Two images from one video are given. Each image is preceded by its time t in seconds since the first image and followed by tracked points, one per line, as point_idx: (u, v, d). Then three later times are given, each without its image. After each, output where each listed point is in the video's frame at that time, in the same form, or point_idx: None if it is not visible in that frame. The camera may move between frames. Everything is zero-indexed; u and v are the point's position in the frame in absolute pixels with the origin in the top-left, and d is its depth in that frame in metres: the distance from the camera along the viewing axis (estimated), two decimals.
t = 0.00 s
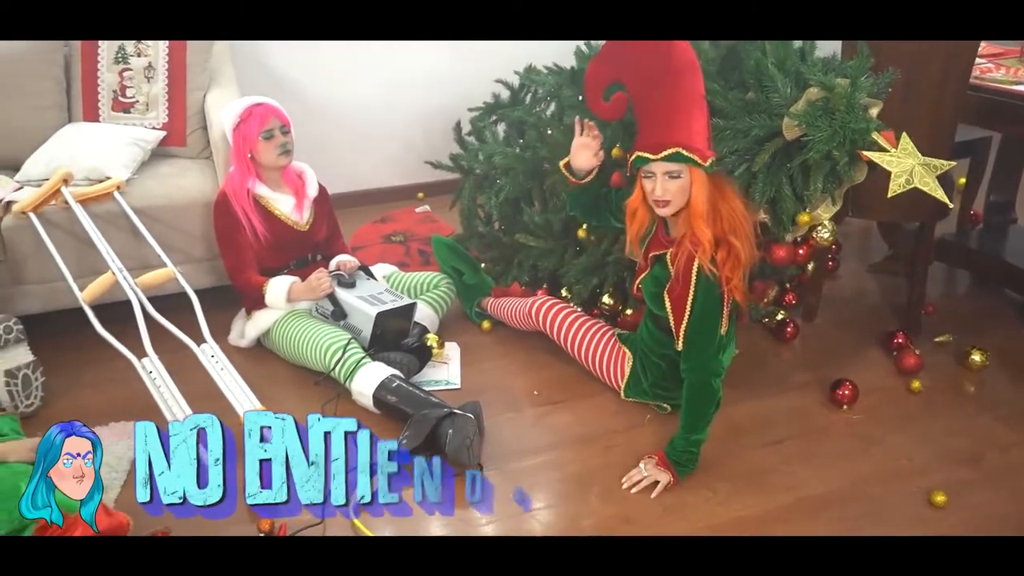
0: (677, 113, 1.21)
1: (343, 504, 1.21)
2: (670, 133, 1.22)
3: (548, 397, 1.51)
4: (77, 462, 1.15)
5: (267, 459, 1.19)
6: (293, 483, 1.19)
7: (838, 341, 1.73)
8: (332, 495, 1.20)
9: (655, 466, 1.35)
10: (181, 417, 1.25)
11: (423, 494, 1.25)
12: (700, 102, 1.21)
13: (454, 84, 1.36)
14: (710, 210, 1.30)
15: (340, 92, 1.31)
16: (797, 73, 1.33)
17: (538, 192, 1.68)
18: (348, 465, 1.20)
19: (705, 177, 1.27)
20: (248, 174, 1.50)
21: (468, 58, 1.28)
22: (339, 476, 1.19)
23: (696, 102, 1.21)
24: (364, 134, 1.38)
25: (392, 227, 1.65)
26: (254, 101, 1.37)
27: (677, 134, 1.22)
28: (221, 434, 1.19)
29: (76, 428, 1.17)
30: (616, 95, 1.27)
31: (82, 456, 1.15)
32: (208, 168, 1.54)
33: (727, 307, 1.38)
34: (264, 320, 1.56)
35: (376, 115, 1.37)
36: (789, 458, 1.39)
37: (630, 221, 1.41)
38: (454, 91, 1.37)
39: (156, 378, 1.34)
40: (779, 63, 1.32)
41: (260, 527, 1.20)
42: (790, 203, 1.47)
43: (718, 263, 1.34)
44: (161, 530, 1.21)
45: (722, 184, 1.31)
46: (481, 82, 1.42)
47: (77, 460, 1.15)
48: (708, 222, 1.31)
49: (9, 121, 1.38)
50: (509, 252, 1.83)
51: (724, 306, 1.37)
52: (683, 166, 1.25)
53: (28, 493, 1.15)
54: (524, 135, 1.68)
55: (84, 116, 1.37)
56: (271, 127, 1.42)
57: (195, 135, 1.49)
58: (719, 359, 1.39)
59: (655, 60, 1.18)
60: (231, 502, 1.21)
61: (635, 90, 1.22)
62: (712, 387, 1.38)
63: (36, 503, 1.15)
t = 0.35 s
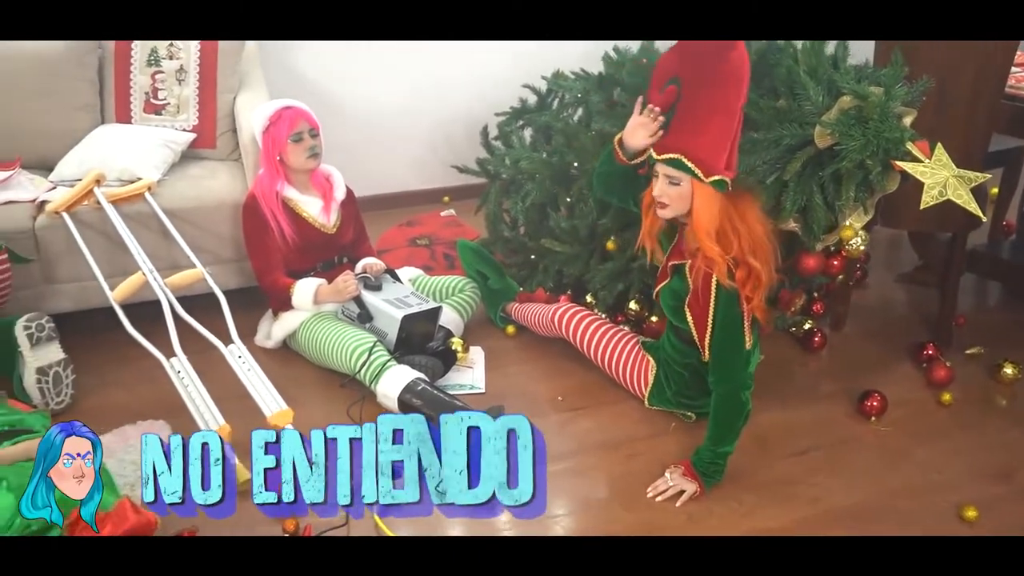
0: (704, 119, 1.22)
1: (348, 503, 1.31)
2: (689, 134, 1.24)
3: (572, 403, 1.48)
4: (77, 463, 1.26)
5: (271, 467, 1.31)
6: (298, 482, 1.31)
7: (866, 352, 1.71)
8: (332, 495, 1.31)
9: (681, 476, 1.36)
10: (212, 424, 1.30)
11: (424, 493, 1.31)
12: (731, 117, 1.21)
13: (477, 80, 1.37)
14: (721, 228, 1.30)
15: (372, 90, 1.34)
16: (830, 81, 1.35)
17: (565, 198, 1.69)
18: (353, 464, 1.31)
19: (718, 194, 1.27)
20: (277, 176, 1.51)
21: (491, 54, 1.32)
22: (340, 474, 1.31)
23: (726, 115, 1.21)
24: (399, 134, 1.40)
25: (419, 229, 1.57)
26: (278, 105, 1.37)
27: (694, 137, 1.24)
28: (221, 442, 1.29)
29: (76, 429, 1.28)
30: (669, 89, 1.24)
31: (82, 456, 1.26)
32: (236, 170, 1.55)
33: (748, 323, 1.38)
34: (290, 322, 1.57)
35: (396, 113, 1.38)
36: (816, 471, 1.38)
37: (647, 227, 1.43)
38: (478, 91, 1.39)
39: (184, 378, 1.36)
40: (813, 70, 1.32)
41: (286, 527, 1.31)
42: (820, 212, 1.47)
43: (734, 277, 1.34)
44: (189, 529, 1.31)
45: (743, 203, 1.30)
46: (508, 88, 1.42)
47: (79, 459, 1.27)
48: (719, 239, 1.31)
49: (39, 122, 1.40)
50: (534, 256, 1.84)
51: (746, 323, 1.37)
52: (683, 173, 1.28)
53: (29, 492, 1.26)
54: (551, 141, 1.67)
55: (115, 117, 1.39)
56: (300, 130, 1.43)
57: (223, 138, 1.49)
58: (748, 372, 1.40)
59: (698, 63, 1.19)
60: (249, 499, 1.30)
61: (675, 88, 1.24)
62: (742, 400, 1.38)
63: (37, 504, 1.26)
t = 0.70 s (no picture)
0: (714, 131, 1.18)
1: (346, 503, 1.30)
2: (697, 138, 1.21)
3: (596, 408, 1.49)
4: (77, 462, 1.23)
5: (270, 467, 1.29)
6: (297, 483, 1.30)
7: (895, 359, 1.69)
8: (331, 496, 1.30)
9: (707, 484, 1.34)
10: (239, 425, 1.29)
11: (424, 494, 1.30)
12: (739, 144, 1.16)
13: (498, 79, 1.38)
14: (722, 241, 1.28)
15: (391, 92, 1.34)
16: (861, 85, 1.36)
17: (590, 202, 1.66)
18: (353, 466, 1.30)
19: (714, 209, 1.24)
20: (303, 177, 1.50)
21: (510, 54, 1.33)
22: (340, 475, 1.30)
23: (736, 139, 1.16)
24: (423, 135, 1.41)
25: (444, 232, 1.60)
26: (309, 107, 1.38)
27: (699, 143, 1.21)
28: (219, 441, 1.28)
29: (76, 429, 1.25)
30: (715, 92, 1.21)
31: (82, 456, 1.23)
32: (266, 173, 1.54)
33: (765, 337, 1.33)
34: (315, 322, 1.57)
35: (426, 115, 1.39)
36: (844, 481, 1.37)
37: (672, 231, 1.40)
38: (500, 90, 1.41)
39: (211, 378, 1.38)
40: (843, 74, 1.34)
41: (311, 528, 1.31)
42: (850, 217, 1.43)
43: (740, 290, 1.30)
44: (214, 529, 1.31)
45: (750, 214, 1.25)
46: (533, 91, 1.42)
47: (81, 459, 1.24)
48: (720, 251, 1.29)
49: (71, 124, 1.42)
50: (559, 260, 1.81)
51: (764, 335, 1.32)
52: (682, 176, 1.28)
53: (27, 493, 1.22)
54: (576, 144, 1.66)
55: (144, 118, 1.41)
56: (328, 133, 1.43)
57: (252, 139, 1.48)
58: (771, 379, 1.35)
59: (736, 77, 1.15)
60: (247, 502, 1.30)
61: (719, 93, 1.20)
62: (764, 407, 1.34)
63: (37, 504, 1.23)
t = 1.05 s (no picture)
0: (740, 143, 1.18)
1: (346, 503, 1.29)
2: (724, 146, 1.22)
3: (617, 412, 1.49)
4: (77, 462, 1.23)
5: (270, 467, 1.28)
6: (297, 483, 1.28)
7: (921, 367, 1.67)
8: (331, 496, 1.29)
9: (729, 490, 1.33)
10: (262, 424, 1.30)
11: (424, 494, 1.29)
12: (761, 164, 1.16)
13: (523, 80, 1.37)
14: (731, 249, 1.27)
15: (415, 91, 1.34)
16: (892, 91, 1.37)
17: (613, 204, 1.66)
18: (352, 466, 1.29)
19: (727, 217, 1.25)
20: (328, 179, 1.52)
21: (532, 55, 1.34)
22: (340, 474, 1.28)
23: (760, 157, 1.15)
24: (445, 136, 1.41)
25: (466, 234, 1.61)
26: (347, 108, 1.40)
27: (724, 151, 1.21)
28: (219, 441, 1.26)
29: (76, 429, 1.25)
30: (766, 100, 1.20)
31: (82, 456, 1.23)
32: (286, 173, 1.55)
33: (789, 347, 1.30)
34: (337, 323, 1.58)
35: (450, 117, 1.40)
36: (868, 489, 1.35)
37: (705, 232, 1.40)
38: (522, 92, 1.40)
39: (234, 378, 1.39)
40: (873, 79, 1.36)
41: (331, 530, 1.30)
42: (879, 223, 1.42)
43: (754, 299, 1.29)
44: (235, 529, 1.30)
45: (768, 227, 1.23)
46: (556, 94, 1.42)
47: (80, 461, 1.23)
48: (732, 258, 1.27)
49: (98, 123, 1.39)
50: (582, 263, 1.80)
51: (788, 347, 1.30)
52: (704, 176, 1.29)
53: (29, 493, 1.22)
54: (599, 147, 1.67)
55: (171, 120, 1.41)
56: (355, 139, 1.44)
57: (275, 141, 1.48)
58: (796, 388, 1.33)
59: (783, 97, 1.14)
60: (247, 502, 1.29)
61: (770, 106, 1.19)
62: (789, 415, 1.33)
63: (37, 505, 1.23)
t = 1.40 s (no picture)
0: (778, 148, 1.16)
1: (346, 503, 1.26)
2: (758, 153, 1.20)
3: (637, 417, 1.49)
4: (77, 463, 1.20)
5: (270, 467, 1.25)
6: (297, 483, 1.26)
7: (944, 374, 1.65)
8: (331, 497, 1.26)
9: (751, 497, 1.31)
10: (281, 424, 1.28)
11: (424, 494, 1.26)
12: (802, 169, 1.15)
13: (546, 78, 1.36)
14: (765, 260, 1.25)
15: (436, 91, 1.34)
16: (919, 94, 1.37)
17: (634, 207, 1.63)
18: (352, 465, 1.27)
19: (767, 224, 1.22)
20: (351, 181, 1.54)
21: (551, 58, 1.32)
22: (339, 475, 1.26)
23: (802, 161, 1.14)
24: (464, 138, 1.40)
25: (483, 236, 1.65)
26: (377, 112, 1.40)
27: (759, 158, 1.19)
28: (219, 441, 1.23)
29: (75, 429, 1.22)
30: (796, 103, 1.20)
31: (82, 456, 1.20)
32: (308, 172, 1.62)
33: (815, 354, 1.29)
34: (356, 325, 1.57)
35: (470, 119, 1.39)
36: (890, 497, 1.34)
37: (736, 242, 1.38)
38: (545, 94, 1.39)
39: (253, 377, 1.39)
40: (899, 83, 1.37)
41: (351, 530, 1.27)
42: (905, 227, 1.39)
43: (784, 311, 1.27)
44: (256, 529, 1.28)
45: (802, 232, 1.22)
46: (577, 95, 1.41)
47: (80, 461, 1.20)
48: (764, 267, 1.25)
49: (122, 125, 1.44)
50: (601, 266, 1.77)
51: (814, 353, 1.29)
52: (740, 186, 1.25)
53: (27, 492, 1.19)
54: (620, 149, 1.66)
55: (193, 121, 1.43)
56: (382, 148, 1.46)
57: (297, 142, 1.58)
58: (821, 395, 1.31)
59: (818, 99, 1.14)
60: (247, 502, 1.26)
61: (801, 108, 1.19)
62: (814, 423, 1.31)
63: (36, 503, 1.19)
